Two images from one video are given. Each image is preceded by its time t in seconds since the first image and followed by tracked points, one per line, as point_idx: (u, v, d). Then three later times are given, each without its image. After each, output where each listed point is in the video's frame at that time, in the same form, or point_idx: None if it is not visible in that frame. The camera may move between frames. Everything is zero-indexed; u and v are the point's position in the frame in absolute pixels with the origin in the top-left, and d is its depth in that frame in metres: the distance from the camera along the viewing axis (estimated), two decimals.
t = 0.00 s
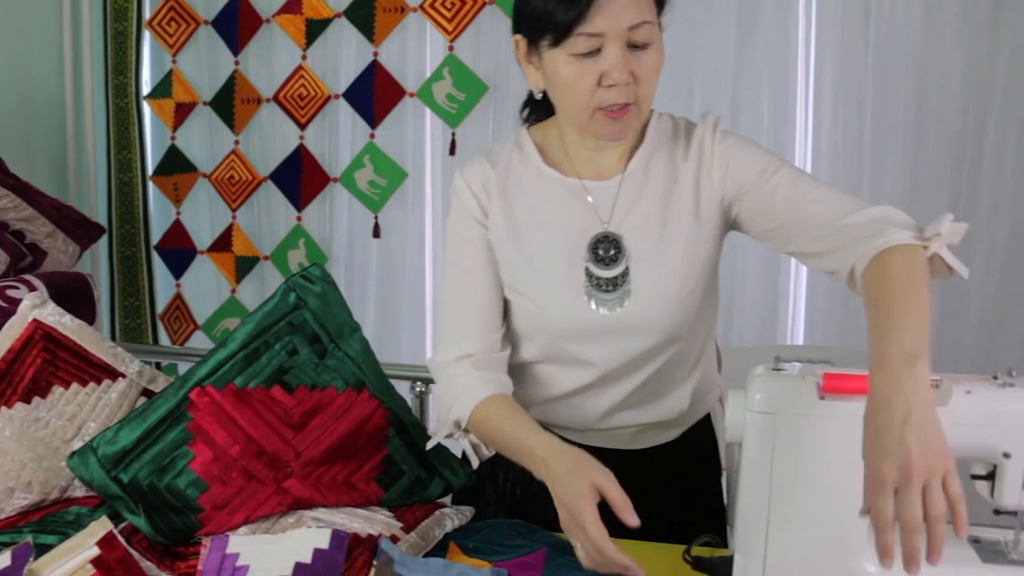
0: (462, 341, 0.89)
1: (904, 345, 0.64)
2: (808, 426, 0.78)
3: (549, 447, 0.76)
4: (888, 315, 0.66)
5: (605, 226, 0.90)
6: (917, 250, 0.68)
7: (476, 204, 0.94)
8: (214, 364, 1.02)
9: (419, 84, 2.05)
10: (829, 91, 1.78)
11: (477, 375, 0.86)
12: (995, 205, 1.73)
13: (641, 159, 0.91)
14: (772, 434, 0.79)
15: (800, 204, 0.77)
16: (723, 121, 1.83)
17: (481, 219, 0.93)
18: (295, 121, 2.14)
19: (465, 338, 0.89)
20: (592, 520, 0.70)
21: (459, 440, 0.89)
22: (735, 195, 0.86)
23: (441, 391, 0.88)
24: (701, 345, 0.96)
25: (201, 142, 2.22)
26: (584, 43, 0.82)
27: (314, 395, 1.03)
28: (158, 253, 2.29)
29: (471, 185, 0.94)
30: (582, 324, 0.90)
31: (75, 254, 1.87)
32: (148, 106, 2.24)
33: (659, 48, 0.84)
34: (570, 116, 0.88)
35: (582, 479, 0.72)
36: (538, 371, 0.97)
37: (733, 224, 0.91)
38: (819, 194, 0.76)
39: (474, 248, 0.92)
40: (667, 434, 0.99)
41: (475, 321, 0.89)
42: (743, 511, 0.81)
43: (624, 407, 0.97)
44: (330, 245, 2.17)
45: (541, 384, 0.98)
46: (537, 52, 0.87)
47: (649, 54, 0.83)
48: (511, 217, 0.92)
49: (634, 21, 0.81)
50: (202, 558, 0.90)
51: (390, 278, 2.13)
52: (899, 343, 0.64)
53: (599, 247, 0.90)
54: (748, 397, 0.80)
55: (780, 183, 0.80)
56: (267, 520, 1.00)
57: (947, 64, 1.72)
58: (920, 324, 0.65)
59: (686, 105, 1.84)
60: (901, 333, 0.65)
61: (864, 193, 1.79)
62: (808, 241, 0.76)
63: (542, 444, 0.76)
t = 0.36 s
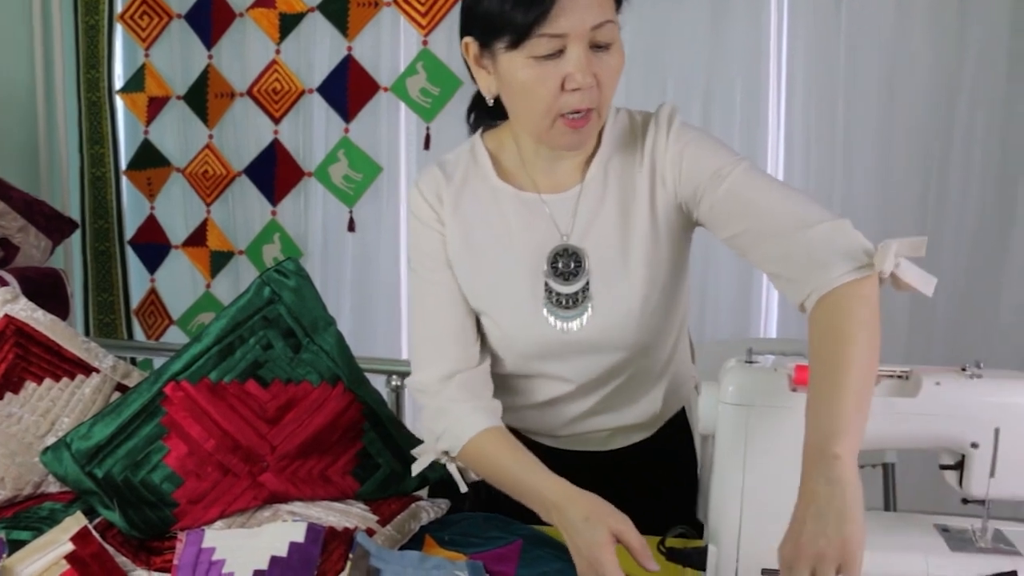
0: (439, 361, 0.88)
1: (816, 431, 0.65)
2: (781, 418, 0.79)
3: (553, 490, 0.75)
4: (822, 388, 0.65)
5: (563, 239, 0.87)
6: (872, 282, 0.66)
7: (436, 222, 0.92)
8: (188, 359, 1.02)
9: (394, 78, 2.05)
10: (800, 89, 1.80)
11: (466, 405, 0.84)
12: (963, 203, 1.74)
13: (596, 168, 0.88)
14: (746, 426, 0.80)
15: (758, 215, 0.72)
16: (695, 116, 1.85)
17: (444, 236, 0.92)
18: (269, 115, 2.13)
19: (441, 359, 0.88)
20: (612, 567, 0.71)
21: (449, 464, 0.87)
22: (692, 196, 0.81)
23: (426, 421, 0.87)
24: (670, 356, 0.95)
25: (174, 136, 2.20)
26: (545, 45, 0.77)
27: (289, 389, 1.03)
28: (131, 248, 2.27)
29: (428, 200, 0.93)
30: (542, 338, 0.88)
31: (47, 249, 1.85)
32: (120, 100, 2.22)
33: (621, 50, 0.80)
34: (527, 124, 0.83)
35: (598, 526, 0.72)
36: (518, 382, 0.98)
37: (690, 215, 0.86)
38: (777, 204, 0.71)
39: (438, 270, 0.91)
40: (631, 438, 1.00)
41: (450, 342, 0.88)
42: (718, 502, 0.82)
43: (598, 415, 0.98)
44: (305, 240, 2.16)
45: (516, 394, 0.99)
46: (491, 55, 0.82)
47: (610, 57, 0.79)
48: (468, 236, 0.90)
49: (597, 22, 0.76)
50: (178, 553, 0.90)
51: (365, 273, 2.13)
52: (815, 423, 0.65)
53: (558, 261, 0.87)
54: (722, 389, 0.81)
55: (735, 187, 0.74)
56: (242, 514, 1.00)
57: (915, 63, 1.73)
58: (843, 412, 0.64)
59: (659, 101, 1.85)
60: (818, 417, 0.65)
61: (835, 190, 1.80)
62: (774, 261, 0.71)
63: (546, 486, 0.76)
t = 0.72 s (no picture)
0: (432, 359, 0.87)
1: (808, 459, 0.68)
2: (770, 395, 0.80)
3: (565, 490, 0.74)
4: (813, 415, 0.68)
5: (551, 233, 0.87)
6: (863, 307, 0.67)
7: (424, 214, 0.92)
8: (176, 342, 1.02)
9: (381, 59, 2.04)
10: (789, 72, 1.79)
11: (467, 406, 0.83)
12: (950, 185, 1.75)
13: (584, 159, 0.88)
14: (734, 405, 0.80)
15: (754, 221, 0.72)
16: (684, 101, 1.84)
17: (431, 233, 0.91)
18: (256, 98, 2.12)
19: (435, 357, 0.87)
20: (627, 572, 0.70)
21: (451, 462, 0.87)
22: (684, 192, 0.81)
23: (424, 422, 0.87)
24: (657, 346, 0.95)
25: (161, 119, 2.19)
26: (535, 34, 0.76)
27: (277, 370, 1.03)
28: (119, 231, 2.26)
29: (411, 191, 0.92)
30: (529, 336, 0.88)
31: (33, 232, 1.83)
32: (106, 83, 2.20)
33: (613, 37, 0.79)
34: (514, 113, 0.82)
35: (611, 529, 0.71)
36: (506, 373, 0.97)
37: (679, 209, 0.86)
38: (773, 212, 0.71)
39: (424, 266, 0.90)
40: (617, 428, 1.00)
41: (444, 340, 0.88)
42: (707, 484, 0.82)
43: (590, 405, 0.98)
44: (293, 223, 2.15)
45: (506, 383, 0.98)
46: (477, 43, 0.81)
47: (601, 45, 0.78)
48: (453, 231, 0.90)
49: (589, 10, 0.75)
50: (168, 535, 0.90)
51: (354, 256, 2.13)
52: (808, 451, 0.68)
53: (544, 256, 0.87)
54: (711, 369, 0.82)
55: (728, 187, 0.74)
56: (232, 495, 0.99)
57: (904, 46, 1.73)
58: (832, 444, 0.66)
59: (648, 85, 1.84)
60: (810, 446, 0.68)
61: (824, 173, 1.80)
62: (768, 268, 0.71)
63: (557, 486, 0.75)
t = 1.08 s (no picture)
0: (433, 320, 0.86)
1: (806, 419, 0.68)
2: (766, 351, 0.80)
3: (585, 453, 0.76)
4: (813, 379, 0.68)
5: (548, 190, 0.87)
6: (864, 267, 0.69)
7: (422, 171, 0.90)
8: (168, 299, 1.01)
9: (375, 17, 2.01)
10: (786, 29, 1.77)
11: (473, 368, 0.83)
12: (948, 144, 1.74)
13: (583, 117, 0.87)
14: (728, 362, 0.81)
15: (755, 179, 0.73)
16: (681, 59, 1.82)
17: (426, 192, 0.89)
18: (247, 55, 2.10)
19: (437, 318, 0.86)
20: (649, 533, 0.71)
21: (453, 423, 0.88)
22: (684, 150, 0.81)
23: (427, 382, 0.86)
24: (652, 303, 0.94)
25: (151, 78, 2.16)
26: None
27: (270, 328, 1.02)
28: (110, 190, 2.24)
29: (407, 147, 0.90)
30: (529, 296, 0.88)
31: (23, 191, 1.82)
32: (94, 40, 2.17)
33: None
34: (523, 73, 0.80)
35: (634, 491, 0.72)
36: (503, 331, 0.96)
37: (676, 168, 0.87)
38: (775, 170, 0.72)
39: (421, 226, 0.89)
40: (612, 384, 1.00)
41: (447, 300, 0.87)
42: (699, 441, 0.83)
43: (588, 362, 0.98)
44: (286, 181, 2.14)
45: (504, 341, 0.97)
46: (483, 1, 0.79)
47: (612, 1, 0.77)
48: (449, 189, 0.88)
49: None
50: (162, 492, 0.90)
51: (346, 216, 2.12)
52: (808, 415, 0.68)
53: (543, 215, 0.86)
54: (706, 326, 0.82)
55: (730, 145, 0.75)
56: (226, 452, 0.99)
57: (902, 3, 1.72)
58: (834, 403, 0.67)
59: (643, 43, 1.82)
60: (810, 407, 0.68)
61: (820, 132, 1.79)
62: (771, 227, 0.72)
63: (577, 450, 0.76)
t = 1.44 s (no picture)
0: (415, 273, 0.85)
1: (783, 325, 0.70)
2: (752, 315, 0.80)
3: (568, 406, 0.77)
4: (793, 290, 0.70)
5: (530, 140, 0.87)
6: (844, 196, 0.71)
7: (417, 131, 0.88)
8: (153, 263, 1.00)
9: None
10: None
11: (456, 322, 0.83)
12: (937, 107, 1.74)
13: (565, 69, 0.87)
14: (717, 324, 0.81)
15: (735, 118, 0.77)
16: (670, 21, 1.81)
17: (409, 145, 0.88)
18: (232, 17, 2.07)
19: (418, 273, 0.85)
20: (626, 484, 0.71)
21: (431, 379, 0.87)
22: (667, 97, 0.84)
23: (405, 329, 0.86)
24: (632, 254, 0.95)
25: (135, 39, 2.12)
26: None
27: (257, 292, 1.02)
28: (94, 154, 2.21)
29: (388, 100, 0.89)
30: (514, 247, 0.88)
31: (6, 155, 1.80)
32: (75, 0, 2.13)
33: None
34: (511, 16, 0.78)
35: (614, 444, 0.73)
36: (482, 285, 0.96)
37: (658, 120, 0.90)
38: (756, 108, 0.77)
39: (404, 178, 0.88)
40: (595, 338, 1.01)
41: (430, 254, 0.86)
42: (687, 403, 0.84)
43: (571, 316, 0.98)
44: (272, 143, 2.14)
45: (485, 297, 0.97)
46: None
47: None
48: (436, 151, 0.87)
49: None
50: (149, 456, 0.90)
51: (334, 180, 2.12)
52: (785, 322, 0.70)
53: (525, 163, 0.87)
54: (693, 289, 0.82)
55: (710, 92, 0.79)
56: (213, 417, 0.99)
57: None
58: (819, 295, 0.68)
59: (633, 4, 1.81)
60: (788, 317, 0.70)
61: (811, 94, 1.78)
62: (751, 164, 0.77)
63: (560, 402, 0.77)
